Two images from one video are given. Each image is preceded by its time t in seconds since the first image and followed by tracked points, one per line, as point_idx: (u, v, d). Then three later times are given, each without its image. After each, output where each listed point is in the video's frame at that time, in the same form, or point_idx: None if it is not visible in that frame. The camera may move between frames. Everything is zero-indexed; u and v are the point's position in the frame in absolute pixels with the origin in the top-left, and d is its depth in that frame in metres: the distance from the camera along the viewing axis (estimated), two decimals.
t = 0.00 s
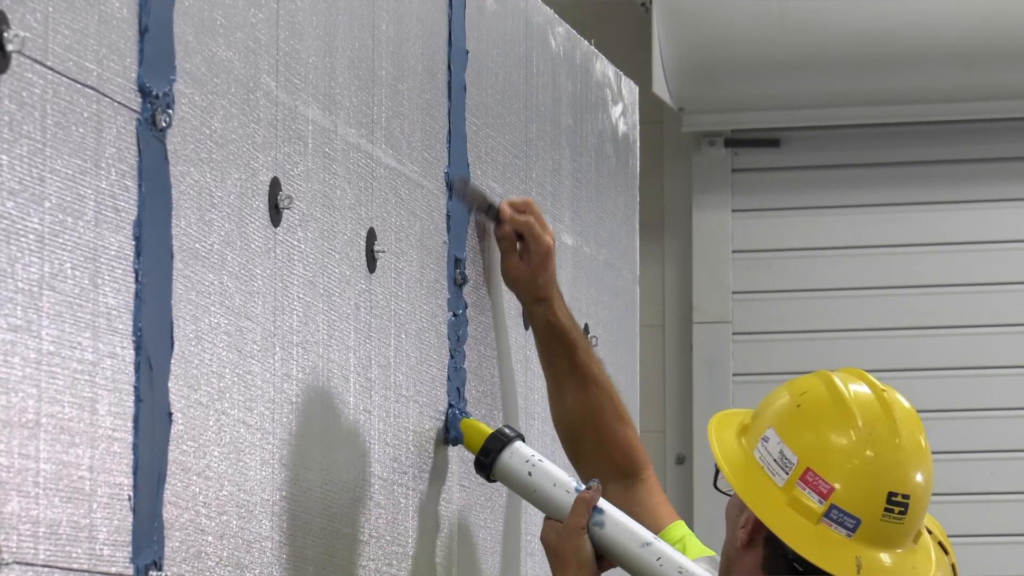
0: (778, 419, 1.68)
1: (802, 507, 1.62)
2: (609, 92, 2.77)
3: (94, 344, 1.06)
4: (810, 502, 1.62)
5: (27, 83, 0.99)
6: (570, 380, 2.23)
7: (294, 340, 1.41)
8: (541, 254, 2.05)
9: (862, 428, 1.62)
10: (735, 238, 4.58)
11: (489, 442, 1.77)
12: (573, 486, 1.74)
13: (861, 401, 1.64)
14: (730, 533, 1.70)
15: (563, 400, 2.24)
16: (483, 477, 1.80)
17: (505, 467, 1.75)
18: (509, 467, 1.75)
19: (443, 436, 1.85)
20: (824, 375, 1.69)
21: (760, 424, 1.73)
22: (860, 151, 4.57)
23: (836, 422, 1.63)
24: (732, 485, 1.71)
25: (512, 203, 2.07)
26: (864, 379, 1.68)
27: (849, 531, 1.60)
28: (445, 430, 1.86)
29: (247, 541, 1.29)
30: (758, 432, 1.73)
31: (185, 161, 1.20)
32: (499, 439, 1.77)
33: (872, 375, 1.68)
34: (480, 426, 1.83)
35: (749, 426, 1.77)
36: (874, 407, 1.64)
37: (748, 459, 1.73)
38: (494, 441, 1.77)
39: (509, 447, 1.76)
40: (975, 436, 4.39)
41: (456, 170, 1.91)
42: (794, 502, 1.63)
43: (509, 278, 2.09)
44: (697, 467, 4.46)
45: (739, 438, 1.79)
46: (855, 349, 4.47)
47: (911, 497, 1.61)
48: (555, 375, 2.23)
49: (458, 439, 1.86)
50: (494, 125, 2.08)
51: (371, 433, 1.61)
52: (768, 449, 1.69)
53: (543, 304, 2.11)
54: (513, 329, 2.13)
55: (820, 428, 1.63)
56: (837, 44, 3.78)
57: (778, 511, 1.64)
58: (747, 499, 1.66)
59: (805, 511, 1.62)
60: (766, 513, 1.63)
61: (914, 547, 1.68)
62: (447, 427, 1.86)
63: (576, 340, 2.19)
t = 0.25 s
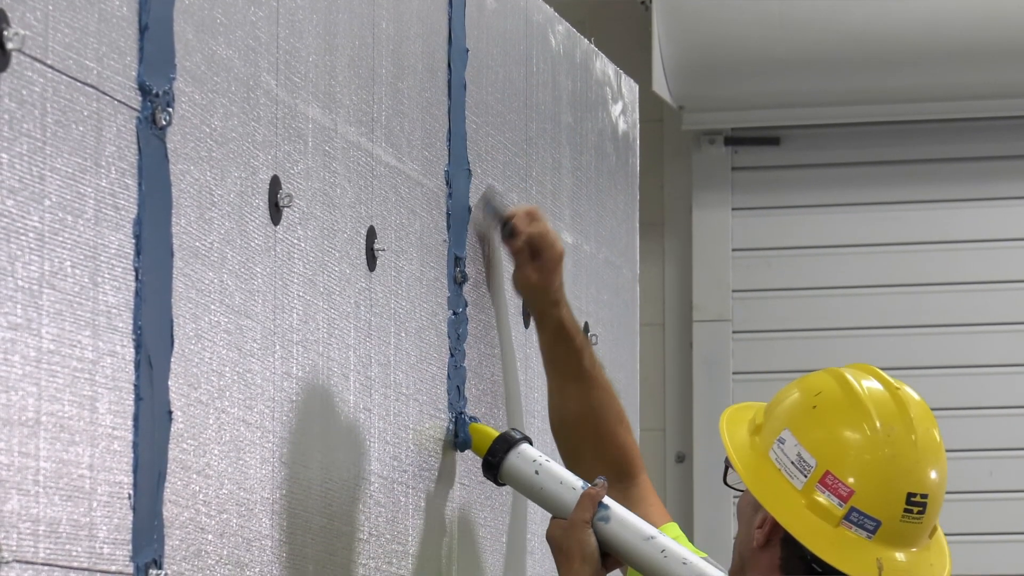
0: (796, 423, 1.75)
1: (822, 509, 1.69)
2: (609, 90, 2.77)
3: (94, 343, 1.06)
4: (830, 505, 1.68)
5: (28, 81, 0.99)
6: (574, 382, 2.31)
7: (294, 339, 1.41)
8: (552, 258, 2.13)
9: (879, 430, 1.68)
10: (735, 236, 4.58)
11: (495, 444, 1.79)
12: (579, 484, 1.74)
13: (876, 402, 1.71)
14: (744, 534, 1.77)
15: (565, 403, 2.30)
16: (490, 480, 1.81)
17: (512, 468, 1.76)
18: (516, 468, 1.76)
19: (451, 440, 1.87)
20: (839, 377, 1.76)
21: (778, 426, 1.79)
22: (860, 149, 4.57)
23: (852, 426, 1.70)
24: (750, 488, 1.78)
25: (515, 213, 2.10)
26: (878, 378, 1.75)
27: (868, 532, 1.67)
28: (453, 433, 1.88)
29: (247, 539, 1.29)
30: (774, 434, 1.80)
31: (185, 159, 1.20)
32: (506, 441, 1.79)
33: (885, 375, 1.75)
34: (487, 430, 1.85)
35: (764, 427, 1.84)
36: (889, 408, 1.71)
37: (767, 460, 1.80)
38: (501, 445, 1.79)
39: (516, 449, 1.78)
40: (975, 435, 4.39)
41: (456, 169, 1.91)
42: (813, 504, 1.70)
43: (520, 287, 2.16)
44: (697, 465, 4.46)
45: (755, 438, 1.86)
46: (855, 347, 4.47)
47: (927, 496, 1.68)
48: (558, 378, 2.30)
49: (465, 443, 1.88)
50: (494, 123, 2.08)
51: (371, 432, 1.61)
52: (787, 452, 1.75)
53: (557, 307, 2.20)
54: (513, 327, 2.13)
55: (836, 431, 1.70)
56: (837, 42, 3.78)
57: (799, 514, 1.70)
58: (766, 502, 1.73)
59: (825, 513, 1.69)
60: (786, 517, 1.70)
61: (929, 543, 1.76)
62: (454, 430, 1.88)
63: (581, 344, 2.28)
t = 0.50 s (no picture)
0: (814, 420, 1.81)
1: (842, 505, 1.74)
2: (609, 89, 2.77)
3: (94, 342, 1.06)
4: (850, 500, 1.74)
5: (28, 80, 0.99)
6: (573, 402, 2.26)
7: (294, 337, 1.41)
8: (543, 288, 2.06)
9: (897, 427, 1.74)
10: (735, 235, 4.58)
11: (495, 443, 1.77)
12: (579, 480, 1.74)
13: (894, 399, 1.77)
14: (761, 531, 1.84)
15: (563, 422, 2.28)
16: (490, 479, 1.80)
17: (511, 466, 1.75)
18: (515, 466, 1.75)
19: (451, 440, 1.87)
20: (855, 374, 1.82)
21: (795, 425, 1.85)
22: (860, 148, 4.57)
23: (869, 423, 1.75)
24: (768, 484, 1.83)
25: (503, 244, 2.05)
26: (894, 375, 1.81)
27: (888, 527, 1.73)
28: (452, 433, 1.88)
29: (247, 538, 1.29)
30: (790, 431, 1.86)
31: (185, 158, 1.20)
32: (506, 438, 1.78)
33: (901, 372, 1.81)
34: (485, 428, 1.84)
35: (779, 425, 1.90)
36: (906, 405, 1.76)
37: (784, 457, 1.85)
38: (500, 443, 1.77)
39: (514, 446, 1.77)
40: (975, 433, 4.39)
41: (456, 167, 1.91)
42: (833, 500, 1.76)
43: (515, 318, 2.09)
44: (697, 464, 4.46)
45: (770, 436, 1.91)
46: (855, 346, 4.47)
47: (944, 491, 1.74)
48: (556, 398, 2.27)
49: (465, 442, 1.88)
50: (494, 122, 2.08)
51: (371, 431, 1.61)
52: (805, 450, 1.81)
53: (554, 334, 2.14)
54: (513, 326, 2.13)
55: (854, 428, 1.76)
56: (837, 41, 3.78)
57: (819, 509, 1.76)
58: (785, 498, 1.79)
59: (845, 509, 1.74)
60: (806, 513, 1.75)
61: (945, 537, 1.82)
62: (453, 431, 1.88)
63: (580, 364, 2.22)
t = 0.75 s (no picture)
0: (847, 417, 1.71)
1: (875, 504, 1.64)
2: (609, 88, 2.77)
3: (94, 340, 1.06)
4: (882, 500, 1.64)
5: (28, 79, 0.99)
6: (571, 381, 2.23)
7: (294, 336, 1.41)
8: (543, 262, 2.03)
9: (934, 425, 1.64)
10: (735, 234, 4.58)
11: (495, 453, 1.76)
12: (583, 490, 1.73)
13: (929, 396, 1.68)
14: (794, 531, 1.71)
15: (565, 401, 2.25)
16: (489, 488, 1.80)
17: (513, 477, 1.74)
18: (516, 477, 1.74)
19: (446, 449, 1.85)
20: (890, 372, 1.73)
21: (826, 422, 1.75)
22: (860, 147, 4.57)
23: (905, 420, 1.66)
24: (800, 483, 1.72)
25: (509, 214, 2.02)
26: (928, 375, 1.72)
27: (921, 528, 1.63)
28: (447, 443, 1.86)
29: (247, 537, 1.29)
30: (823, 430, 1.75)
31: (185, 157, 1.20)
32: (506, 449, 1.77)
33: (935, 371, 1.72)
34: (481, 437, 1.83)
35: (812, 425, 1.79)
36: (941, 403, 1.67)
37: (814, 456, 1.75)
38: (500, 452, 1.76)
39: (516, 456, 1.76)
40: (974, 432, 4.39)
41: (456, 166, 1.91)
42: (866, 499, 1.65)
43: (514, 286, 2.08)
44: (697, 462, 4.46)
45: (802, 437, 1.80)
46: (855, 345, 4.47)
47: (978, 492, 1.65)
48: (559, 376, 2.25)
49: (460, 452, 1.86)
50: (494, 121, 2.08)
51: (371, 430, 1.61)
52: (837, 448, 1.71)
53: (551, 310, 2.12)
54: (513, 325, 2.13)
55: (888, 428, 1.66)
56: (838, 40, 3.78)
57: (851, 509, 1.66)
58: (817, 496, 1.68)
59: (877, 508, 1.64)
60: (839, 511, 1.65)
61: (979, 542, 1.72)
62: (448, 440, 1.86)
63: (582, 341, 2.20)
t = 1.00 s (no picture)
0: (861, 420, 1.71)
1: (890, 505, 1.64)
2: (609, 86, 2.77)
3: (93, 339, 1.06)
4: (898, 500, 1.63)
5: (27, 78, 0.99)
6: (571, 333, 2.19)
7: (294, 335, 1.41)
8: (543, 204, 2.02)
9: (948, 425, 1.64)
10: (735, 233, 4.57)
11: (502, 461, 1.77)
12: (588, 498, 1.74)
13: (943, 398, 1.68)
14: (805, 534, 1.70)
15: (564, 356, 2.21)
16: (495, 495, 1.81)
17: (519, 483, 1.74)
18: (522, 484, 1.74)
19: (456, 457, 1.89)
20: (903, 374, 1.73)
21: (839, 425, 1.75)
22: (859, 146, 4.57)
23: (920, 420, 1.66)
24: (814, 484, 1.72)
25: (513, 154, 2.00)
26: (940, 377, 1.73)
27: (936, 528, 1.62)
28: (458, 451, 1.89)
29: (247, 536, 1.29)
30: (836, 432, 1.75)
31: (184, 156, 1.20)
32: (513, 458, 1.77)
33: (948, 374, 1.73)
34: (491, 447, 1.85)
35: (825, 428, 1.78)
36: (955, 404, 1.67)
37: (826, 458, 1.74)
38: (507, 461, 1.77)
39: (523, 465, 1.76)
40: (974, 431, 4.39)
41: (456, 165, 1.91)
42: (881, 500, 1.65)
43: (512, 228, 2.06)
44: (697, 461, 4.46)
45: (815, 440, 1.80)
46: (855, 343, 4.47)
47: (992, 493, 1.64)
48: (558, 330, 2.21)
49: (470, 460, 1.89)
50: (494, 120, 2.08)
51: (371, 429, 1.61)
52: (852, 449, 1.70)
53: (550, 259, 2.09)
54: (513, 324, 2.14)
55: (901, 429, 1.66)
56: (838, 39, 3.78)
57: (866, 509, 1.65)
58: (832, 497, 1.67)
59: (892, 508, 1.64)
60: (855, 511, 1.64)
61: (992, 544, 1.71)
62: (458, 448, 1.89)
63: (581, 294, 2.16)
